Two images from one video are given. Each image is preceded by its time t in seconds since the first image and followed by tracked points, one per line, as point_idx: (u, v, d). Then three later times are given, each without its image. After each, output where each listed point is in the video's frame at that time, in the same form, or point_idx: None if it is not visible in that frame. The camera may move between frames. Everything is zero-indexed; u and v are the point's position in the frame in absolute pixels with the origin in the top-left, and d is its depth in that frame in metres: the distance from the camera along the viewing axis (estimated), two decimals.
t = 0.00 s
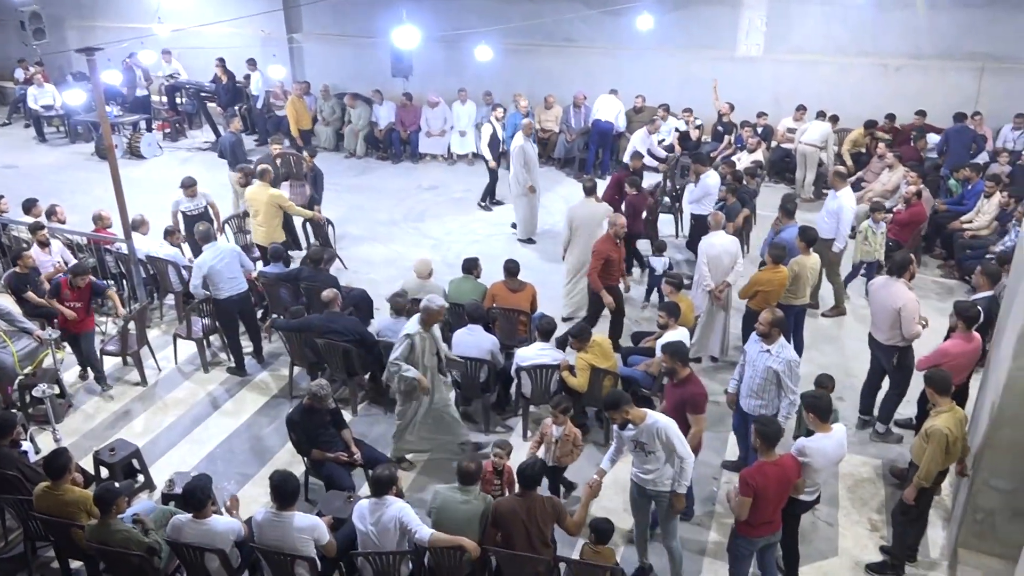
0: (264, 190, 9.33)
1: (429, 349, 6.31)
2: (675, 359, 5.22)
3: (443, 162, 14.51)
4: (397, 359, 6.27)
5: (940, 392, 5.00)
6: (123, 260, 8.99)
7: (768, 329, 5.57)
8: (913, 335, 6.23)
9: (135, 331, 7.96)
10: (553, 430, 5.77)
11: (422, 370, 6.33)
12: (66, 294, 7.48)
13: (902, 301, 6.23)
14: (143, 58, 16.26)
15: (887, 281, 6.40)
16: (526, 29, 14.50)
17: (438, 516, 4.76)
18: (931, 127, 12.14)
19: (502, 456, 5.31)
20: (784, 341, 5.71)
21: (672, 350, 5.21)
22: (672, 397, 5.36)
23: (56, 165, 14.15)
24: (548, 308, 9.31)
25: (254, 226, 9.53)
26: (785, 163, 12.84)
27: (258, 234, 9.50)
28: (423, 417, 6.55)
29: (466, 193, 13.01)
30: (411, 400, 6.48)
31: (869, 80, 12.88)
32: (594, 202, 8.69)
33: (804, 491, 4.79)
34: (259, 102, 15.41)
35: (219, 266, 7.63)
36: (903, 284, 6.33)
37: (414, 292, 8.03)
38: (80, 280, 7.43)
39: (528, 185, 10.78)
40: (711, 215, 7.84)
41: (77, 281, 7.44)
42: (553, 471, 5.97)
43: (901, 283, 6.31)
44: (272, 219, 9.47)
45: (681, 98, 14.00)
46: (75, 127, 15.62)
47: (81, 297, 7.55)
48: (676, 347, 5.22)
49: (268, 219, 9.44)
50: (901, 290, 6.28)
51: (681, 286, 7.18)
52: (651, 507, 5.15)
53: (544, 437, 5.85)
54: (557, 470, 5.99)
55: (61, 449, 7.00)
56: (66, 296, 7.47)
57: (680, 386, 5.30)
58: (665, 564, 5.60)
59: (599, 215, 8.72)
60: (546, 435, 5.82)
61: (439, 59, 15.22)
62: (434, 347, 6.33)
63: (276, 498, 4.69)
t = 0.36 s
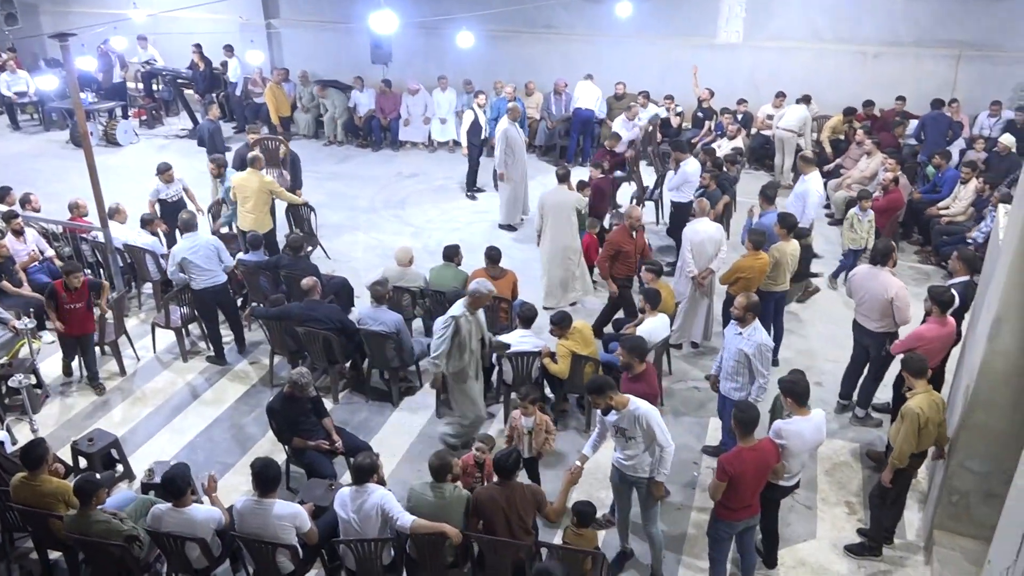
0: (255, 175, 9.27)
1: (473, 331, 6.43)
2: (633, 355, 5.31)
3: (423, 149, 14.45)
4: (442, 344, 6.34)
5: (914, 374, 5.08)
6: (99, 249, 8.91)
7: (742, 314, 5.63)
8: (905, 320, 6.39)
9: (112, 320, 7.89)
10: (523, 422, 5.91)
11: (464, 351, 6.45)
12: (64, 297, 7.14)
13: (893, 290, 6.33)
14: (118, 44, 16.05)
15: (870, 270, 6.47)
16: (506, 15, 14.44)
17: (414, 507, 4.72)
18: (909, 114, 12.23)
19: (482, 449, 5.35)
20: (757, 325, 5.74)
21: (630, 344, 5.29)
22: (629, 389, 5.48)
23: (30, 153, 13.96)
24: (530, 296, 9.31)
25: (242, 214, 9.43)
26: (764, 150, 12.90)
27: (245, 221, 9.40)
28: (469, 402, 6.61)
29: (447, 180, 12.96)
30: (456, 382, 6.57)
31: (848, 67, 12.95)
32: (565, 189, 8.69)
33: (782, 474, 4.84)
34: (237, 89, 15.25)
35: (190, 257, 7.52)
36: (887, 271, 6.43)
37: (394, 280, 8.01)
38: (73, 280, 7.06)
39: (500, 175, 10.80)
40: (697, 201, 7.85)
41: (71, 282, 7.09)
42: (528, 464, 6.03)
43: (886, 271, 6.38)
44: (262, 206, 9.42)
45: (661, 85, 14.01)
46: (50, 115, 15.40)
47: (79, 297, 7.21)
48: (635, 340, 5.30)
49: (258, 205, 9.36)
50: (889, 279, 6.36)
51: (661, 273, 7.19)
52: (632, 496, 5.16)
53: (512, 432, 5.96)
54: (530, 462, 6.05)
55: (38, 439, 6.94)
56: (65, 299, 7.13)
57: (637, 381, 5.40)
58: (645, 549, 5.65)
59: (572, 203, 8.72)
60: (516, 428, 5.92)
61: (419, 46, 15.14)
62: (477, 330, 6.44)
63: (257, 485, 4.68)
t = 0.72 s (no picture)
0: (260, 163, 9.22)
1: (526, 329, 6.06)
2: (600, 345, 5.43)
3: (411, 135, 14.39)
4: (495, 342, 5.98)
5: (907, 360, 5.09)
6: (85, 236, 8.85)
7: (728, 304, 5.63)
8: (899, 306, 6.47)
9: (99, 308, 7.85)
10: (495, 410, 5.72)
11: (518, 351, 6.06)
12: (73, 301, 6.69)
13: (891, 274, 6.43)
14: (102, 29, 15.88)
15: (864, 256, 6.56)
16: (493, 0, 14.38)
17: (402, 493, 4.73)
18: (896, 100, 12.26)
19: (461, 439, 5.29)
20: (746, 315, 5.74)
21: (599, 334, 5.42)
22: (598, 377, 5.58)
23: (14, 139, 13.81)
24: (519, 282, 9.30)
25: (244, 203, 9.32)
26: (752, 136, 12.90)
27: (248, 209, 9.30)
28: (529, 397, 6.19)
29: (435, 167, 12.91)
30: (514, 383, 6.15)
31: (836, 52, 12.97)
32: (546, 175, 8.63)
33: (776, 460, 4.84)
34: (223, 75, 15.14)
35: (178, 243, 7.42)
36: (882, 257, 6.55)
37: (382, 266, 7.99)
38: (78, 281, 6.61)
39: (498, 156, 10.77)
40: (682, 188, 7.90)
41: (77, 283, 6.63)
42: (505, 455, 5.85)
43: (881, 257, 6.50)
44: (265, 192, 9.35)
45: (649, 70, 13.99)
46: (33, 101, 15.24)
47: (87, 298, 6.78)
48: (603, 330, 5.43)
49: (262, 192, 9.29)
50: (886, 264, 6.48)
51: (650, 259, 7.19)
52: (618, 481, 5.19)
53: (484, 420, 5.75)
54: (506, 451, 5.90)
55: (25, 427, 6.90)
56: (75, 303, 6.68)
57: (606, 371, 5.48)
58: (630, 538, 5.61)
59: (554, 189, 8.66)
60: (488, 417, 5.73)
61: (407, 31, 15.05)
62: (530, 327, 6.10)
63: (249, 470, 4.68)
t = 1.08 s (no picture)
0: (265, 145, 9.16)
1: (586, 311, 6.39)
2: (575, 325, 5.32)
3: (413, 119, 14.34)
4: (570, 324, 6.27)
5: (917, 352, 5.10)
6: (87, 219, 8.84)
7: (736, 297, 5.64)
8: (896, 285, 6.49)
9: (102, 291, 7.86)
10: (496, 396, 5.72)
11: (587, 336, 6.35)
12: (104, 291, 6.55)
13: (885, 253, 6.44)
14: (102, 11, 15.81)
15: (859, 237, 6.58)
16: None
17: (402, 478, 4.76)
18: (900, 87, 12.20)
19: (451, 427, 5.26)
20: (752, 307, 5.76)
21: (573, 317, 5.30)
22: (574, 359, 5.50)
23: (14, 122, 13.77)
24: (521, 268, 9.29)
25: (254, 187, 9.33)
26: (755, 122, 12.84)
27: (258, 192, 9.32)
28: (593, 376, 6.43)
29: (437, 151, 12.87)
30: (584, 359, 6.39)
31: (840, 38, 12.91)
32: (548, 162, 8.59)
33: (778, 449, 4.86)
34: (224, 58, 15.09)
35: (191, 226, 7.43)
36: (876, 236, 6.55)
37: (384, 251, 7.99)
38: (107, 270, 6.47)
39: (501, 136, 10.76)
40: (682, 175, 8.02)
41: (107, 274, 6.48)
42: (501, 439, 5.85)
43: (875, 236, 6.50)
44: (274, 174, 9.33)
45: (653, 56, 13.92)
46: (34, 83, 15.19)
47: (116, 288, 6.65)
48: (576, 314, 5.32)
49: (271, 174, 9.28)
50: (880, 243, 6.47)
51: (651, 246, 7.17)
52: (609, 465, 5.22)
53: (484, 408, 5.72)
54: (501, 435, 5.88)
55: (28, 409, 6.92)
56: (106, 293, 6.55)
57: (582, 350, 5.41)
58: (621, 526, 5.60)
59: (555, 174, 8.65)
60: (489, 403, 5.71)
61: (409, 14, 14.97)
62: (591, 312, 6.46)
63: (252, 453, 4.70)
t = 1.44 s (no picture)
0: (272, 128, 9.17)
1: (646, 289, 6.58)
2: (557, 311, 5.43)
3: (420, 106, 14.31)
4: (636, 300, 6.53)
5: (929, 343, 5.07)
6: (95, 203, 8.87)
7: (747, 288, 5.61)
8: (893, 268, 6.52)
9: (110, 275, 7.89)
10: (502, 384, 5.67)
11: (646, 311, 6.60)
12: (152, 280, 6.46)
13: (881, 235, 6.44)
14: None
15: (862, 217, 6.58)
16: None
17: (408, 464, 4.77)
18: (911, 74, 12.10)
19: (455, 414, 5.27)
20: (764, 299, 5.72)
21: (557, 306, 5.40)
22: (560, 345, 5.68)
23: (23, 106, 13.79)
24: (528, 255, 9.28)
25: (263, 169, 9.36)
26: (764, 110, 12.78)
27: (267, 175, 9.34)
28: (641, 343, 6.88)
29: (445, 138, 12.85)
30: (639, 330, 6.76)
31: (850, 25, 12.82)
32: (560, 149, 8.53)
33: (784, 439, 4.87)
34: (232, 43, 15.09)
35: (198, 213, 7.37)
36: (878, 218, 6.54)
37: (391, 238, 7.99)
38: (157, 259, 6.38)
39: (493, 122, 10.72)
40: (686, 161, 7.93)
41: (157, 263, 6.41)
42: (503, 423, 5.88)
43: (876, 217, 6.50)
44: (281, 158, 9.32)
45: (662, 42, 13.85)
46: (43, 67, 15.21)
47: (164, 278, 6.56)
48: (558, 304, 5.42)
49: (278, 158, 9.27)
50: (878, 225, 6.47)
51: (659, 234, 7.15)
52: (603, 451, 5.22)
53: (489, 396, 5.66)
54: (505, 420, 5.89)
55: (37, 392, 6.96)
56: (155, 282, 6.46)
57: (567, 334, 5.62)
58: (620, 516, 5.59)
59: (563, 163, 8.57)
60: (496, 392, 5.65)
61: None
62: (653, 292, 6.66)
63: (259, 437, 4.72)
